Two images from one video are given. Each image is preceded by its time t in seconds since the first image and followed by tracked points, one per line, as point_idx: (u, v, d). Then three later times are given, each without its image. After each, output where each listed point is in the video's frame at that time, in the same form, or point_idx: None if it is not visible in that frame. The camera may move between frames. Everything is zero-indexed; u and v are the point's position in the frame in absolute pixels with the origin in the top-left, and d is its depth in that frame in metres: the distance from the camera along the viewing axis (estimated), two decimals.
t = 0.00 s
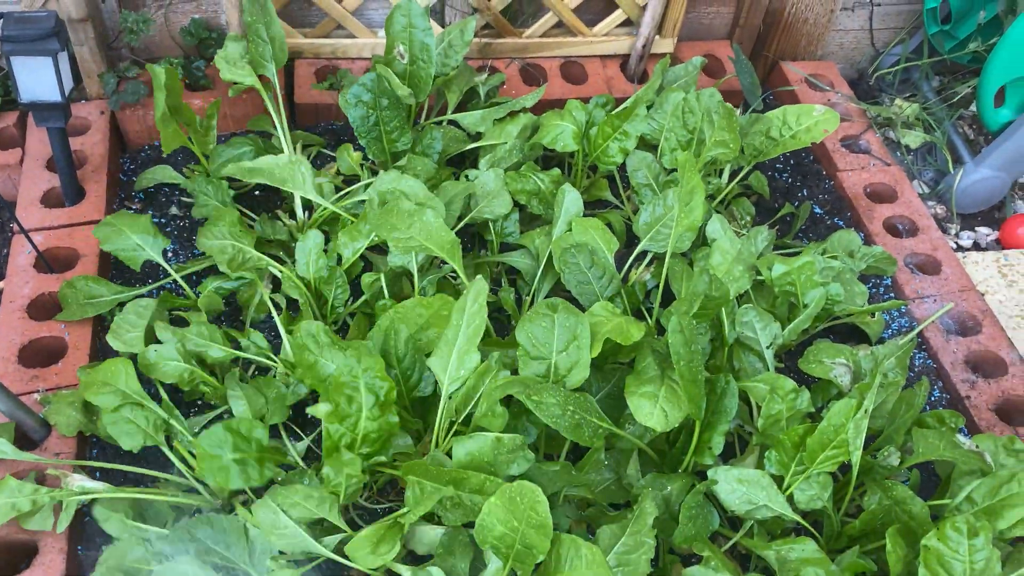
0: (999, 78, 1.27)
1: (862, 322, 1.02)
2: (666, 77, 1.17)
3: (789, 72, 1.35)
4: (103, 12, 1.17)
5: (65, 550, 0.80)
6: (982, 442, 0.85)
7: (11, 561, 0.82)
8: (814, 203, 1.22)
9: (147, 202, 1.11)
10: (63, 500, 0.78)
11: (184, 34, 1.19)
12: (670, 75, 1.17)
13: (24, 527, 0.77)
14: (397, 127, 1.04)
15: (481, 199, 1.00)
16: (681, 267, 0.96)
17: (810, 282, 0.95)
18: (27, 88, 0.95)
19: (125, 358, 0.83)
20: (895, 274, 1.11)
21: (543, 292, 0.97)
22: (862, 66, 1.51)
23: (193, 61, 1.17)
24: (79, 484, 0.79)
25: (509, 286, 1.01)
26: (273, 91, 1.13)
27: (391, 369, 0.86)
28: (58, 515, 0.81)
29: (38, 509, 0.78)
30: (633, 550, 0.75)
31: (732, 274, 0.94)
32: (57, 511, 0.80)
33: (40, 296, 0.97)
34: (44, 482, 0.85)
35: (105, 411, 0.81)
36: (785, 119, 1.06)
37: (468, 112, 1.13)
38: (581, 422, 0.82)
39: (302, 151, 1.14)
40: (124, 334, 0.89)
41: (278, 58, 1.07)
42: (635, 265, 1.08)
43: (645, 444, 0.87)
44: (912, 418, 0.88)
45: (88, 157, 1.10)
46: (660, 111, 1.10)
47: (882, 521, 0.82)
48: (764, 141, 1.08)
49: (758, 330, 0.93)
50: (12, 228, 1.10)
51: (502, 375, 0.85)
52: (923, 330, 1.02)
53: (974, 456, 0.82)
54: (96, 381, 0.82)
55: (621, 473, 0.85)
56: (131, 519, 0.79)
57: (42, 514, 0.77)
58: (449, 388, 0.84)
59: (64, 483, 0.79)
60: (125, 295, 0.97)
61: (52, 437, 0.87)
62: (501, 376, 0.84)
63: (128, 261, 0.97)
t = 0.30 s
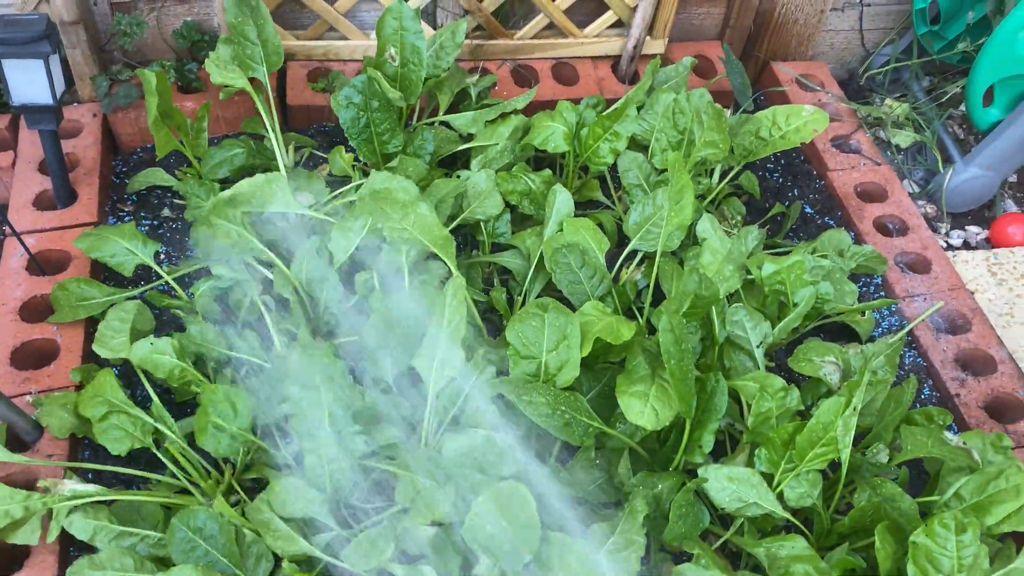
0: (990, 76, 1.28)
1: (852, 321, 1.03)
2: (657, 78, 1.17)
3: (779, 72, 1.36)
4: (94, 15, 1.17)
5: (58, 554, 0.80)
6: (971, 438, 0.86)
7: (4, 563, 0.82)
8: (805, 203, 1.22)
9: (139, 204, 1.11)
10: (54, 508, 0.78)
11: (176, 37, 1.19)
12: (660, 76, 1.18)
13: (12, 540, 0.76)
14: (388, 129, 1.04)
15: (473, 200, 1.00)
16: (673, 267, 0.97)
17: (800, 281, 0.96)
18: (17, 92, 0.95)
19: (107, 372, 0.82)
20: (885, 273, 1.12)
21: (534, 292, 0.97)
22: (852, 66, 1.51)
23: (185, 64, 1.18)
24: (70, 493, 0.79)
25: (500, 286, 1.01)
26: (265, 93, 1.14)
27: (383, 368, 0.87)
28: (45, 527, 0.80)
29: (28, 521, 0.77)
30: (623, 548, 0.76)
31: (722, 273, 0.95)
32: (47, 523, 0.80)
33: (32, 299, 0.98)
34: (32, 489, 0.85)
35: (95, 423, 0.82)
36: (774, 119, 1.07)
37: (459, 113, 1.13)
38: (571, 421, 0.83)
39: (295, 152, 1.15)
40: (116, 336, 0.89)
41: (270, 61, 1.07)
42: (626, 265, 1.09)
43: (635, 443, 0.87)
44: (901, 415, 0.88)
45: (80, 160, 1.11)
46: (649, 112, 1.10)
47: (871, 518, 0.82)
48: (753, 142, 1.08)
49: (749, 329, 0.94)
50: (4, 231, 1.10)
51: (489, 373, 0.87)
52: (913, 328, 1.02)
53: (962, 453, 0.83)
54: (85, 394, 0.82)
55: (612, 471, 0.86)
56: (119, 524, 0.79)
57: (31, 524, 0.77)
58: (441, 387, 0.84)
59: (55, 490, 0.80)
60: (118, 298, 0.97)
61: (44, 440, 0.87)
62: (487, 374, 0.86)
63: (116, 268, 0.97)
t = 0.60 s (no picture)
0: (982, 71, 1.27)
1: (846, 317, 1.03)
2: (648, 75, 1.17)
3: (772, 69, 1.36)
4: (84, 15, 1.17)
5: (48, 555, 0.79)
6: (964, 433, 0.86)
7: None
8: (798, 199, 1.22)
9: (130, 204, 1.11)
10: (44, 508, 0.77)
11: (166, 36, 1.18)
12: (652, 73, 1.17)
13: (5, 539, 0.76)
14: (379, 127, 1.04)
15: (464, 197, 1.00)
16: (665, 263, 0.97)
17: (792, 277, 0.96)
18: (4, 91, 0.94)
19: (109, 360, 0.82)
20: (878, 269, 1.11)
21: (526, 291, 0.97)
22: (845, 62, 1.52)
23: (175, 64, 1.17)
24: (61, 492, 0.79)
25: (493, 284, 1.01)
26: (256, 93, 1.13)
27: (373, 366, 0.87)
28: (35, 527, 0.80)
29: (19, 520, 0.77)
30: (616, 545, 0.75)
31: (715, 269, 0.95)
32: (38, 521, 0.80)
33: (22, 300, 0.97)
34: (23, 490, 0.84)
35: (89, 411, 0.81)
36: (766, 116, 1.07)
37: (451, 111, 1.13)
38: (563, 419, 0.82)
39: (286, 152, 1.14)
40: (106, 336, 0.89)
41: (260, 60, 1.06)
42: (619, 262, 1.08)
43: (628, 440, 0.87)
44: (894, 411, 0.88)
45: (70, 161, 1.10)
46: (641, 109, 1.10)
47: (864, 514, 0.82)
48: (745, 138, 1.08)
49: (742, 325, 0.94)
50: None
51: (487, 372, 0.86)
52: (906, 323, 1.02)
53: (955, 448, 0.83)
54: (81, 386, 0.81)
55: (606, 469, 0.86)
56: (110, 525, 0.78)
57: (23, 523, 0.76)
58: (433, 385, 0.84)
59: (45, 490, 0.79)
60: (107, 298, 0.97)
61: (34, 441, 0.87)
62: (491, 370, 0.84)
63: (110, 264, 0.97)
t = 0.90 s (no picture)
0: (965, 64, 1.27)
1: (833, 310, 1.03)
2: (636, 69, 1.17)
3: (759, 63, 1.36)
4: (69, 13, 1.16)
5: (34, 554, 0.79)
6: (949, 424, 0.86)
7: None
8: (786, 193, 1.22)
9: (116, 202, 1.10)
10: (28, 506, 0.77)
11: (152, 34, 1.18)
12: (639, 67, 1.17)
13: None
14: (365, 122, 1.04)
15: (451, 192, 1.00)
16: (652, 256, 0.97)
17: (779, 269, 0.96)
18: None
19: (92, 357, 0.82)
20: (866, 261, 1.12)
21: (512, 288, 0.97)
22: (833, 56, 1.52)
23: (161, 61, 1.17)
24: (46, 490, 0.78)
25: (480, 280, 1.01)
26: (242, 90, 1.13)
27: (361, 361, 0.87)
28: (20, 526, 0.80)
29: (4, 518, 0.77)
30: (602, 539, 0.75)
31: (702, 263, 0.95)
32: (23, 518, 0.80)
33: (7, 299, 0.97)
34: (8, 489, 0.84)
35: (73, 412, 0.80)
36: (752, 109, 1.07)
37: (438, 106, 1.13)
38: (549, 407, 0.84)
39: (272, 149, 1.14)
40: (91, 335, 0.88)
41: (246, 56, 1.06)
42: (607, 256, 1.09)
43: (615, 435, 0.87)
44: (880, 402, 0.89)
45: (55, 159, 1.10)
46: (627, 103, 1.10)
47: (851, 505, 0.82)
48: (732, 131, 1.08)
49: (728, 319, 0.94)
50: None
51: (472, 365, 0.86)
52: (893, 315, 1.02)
53: (939, 438, 0.83)
54: (63, 383, 0.80)
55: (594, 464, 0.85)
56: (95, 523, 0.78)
57: (8, 522, 0.76)
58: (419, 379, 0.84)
59: (30, 488, 0.79)
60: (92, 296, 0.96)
61: (19, 439, 0.86)
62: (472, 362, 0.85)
63: (93, 265, 0.96)
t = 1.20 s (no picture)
0: (953, 59, 1.28)
1: (823, 305, 1.03)
2: (626, 67, 1.17)
3: (750, 59, 1.36)
4: (57, 12, 1.16)
5: (23, 555, 0.79)
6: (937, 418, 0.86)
7: None
8: (776, 189, 1.22)
9: (105, 202, 1.10)
10: (19, 506, 0.77)
11: (140, 33, 1.17)
12: (629, 64, 1.18)
13: None
14: (354, 121, 1.04)
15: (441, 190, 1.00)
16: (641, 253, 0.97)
17: (767, 265, 0.96)
18: None
19: (72, 369, 0.81)
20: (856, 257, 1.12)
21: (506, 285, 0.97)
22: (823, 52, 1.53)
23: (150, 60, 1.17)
24: (36, 490, 0.78)
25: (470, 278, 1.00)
26: (231, 89, 1.13)
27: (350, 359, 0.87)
28: (10, 527, 0.79)
29: None
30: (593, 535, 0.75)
31: (691, 259, 0.95)
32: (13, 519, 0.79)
33: None
34: None
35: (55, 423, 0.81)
36: (742, 105, 1.07)
37: (427, 104, 1.13)
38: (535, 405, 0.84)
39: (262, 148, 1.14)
40: (81, 335, 0.88)
41: (234, 55, 1.06)
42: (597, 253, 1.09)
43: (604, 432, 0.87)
44: (869, 397, 0.89)
45: (44, 159, 1.09)
46: (617, 99, 1.10)
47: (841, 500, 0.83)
48: (721, 127, 1.09)
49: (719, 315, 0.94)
50: None
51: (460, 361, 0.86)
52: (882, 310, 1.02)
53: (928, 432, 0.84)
54: (45, 396, 0.81)
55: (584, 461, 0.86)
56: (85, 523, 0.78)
57: None
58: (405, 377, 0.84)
59: (20, 488, 0.79)
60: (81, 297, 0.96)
61: (9, 440, 0.86)
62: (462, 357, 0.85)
63: (82, 265, 0.96)
